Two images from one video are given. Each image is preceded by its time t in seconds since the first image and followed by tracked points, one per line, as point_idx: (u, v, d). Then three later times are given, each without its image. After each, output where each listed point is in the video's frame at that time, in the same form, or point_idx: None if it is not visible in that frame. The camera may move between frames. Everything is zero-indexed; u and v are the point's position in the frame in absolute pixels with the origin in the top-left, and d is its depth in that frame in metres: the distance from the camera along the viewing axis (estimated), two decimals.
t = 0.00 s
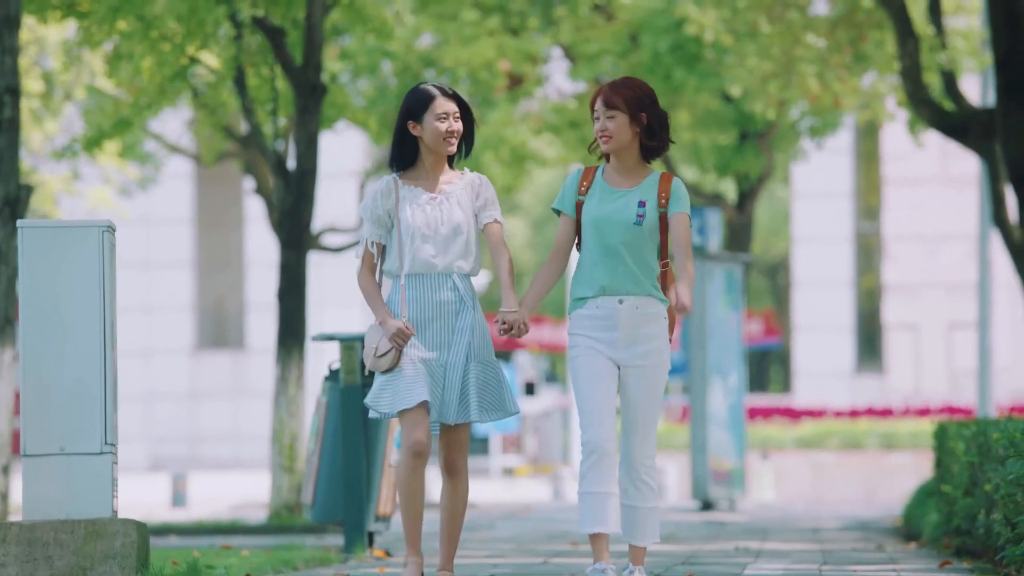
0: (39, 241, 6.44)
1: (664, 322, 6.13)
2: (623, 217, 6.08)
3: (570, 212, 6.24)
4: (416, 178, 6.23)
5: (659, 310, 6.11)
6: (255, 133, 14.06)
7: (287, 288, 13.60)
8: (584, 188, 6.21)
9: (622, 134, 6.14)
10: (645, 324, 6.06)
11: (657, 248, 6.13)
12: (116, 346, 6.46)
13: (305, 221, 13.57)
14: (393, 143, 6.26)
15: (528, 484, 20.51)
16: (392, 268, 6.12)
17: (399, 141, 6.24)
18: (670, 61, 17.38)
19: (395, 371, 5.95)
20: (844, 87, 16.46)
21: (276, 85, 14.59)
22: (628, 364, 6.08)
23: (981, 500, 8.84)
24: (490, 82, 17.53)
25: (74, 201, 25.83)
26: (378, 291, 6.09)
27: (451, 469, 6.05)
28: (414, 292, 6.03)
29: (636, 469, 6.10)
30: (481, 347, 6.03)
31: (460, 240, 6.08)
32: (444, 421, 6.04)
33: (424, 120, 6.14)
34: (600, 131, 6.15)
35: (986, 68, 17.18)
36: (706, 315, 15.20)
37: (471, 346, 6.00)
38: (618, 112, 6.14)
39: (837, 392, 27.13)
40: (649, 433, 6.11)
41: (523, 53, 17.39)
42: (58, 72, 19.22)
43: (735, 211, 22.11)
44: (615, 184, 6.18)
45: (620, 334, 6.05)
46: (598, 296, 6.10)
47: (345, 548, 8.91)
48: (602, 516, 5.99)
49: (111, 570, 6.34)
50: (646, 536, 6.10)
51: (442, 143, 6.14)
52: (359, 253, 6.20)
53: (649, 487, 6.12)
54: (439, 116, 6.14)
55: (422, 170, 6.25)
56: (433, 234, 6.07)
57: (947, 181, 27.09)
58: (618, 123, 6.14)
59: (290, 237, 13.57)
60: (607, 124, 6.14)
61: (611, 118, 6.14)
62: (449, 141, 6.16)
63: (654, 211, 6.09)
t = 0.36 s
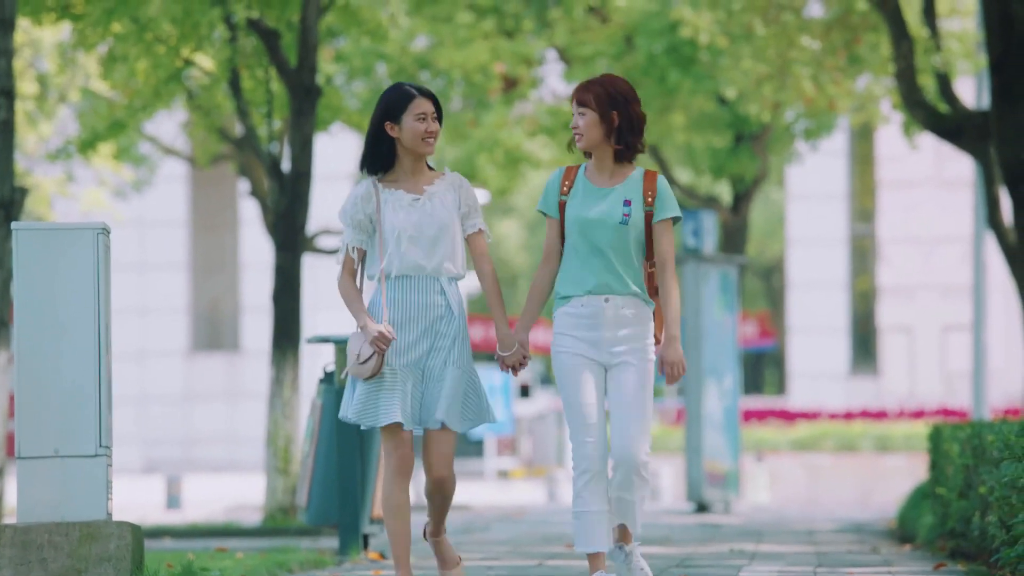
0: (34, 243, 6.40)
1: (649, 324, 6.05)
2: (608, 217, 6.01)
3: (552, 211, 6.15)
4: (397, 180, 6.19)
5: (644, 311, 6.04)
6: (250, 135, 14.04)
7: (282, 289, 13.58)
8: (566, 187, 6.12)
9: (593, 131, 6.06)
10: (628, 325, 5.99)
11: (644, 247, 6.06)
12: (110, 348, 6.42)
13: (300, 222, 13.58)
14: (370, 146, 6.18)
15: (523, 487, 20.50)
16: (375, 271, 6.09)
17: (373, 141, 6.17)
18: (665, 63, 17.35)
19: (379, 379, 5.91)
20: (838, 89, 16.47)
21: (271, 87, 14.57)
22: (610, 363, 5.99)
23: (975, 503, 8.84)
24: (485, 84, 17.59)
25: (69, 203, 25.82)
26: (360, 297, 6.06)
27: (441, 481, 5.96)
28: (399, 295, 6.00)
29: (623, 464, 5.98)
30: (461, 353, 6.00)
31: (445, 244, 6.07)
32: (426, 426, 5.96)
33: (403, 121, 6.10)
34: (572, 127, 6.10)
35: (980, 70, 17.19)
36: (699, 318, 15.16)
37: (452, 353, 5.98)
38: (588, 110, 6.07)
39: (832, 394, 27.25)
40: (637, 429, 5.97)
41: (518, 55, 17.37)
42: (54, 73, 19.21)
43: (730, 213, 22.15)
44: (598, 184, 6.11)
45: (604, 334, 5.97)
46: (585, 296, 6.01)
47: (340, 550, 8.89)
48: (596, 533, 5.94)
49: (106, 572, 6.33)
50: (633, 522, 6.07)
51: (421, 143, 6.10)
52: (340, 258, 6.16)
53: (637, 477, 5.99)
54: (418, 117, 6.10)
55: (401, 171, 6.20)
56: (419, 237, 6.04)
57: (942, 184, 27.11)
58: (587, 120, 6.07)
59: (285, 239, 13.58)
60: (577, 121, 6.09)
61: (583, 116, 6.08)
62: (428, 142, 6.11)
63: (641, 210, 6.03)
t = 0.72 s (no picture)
0: (33, 247, 6.40)
1: (649, 331, 6.05)
2: (608, 227, 6.00)
3: (551, 218, 6.17)
4: (400, 185, 6.18)
5: (643, 321, 6.03)
6: (250, 140, 14.04)
7: (282, 293, 13.57)
8: (566, 195, 6.13)
9: (597, 139, 6.06)
10: (625, 337, 5.99)
11: (645, 257, 6.07)
12: (110, 352, 6.41)
13: (300, 226, 13.58)
14: (377, 151, 6.17)
15: (523, 491, 20.50)
16: (376, 278, 6.09)
17: (379, 147, 6.17)
18: (665, 66, 17.43)
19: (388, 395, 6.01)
20: (839, 94, 16.52)
21: (271, 91, 14.59)
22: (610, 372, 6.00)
23: (975, 507, 8.84)
24: (485, 87, 17.57)
25: (69, 207, 25.82)
26: (362, 302, 6.04)
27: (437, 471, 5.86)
28: (401, 303, 6.02)
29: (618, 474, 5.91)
30: (464, 358, 6.00)
31: (445, 253, 6.09)
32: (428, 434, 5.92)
33: (411, 127, 6.08)
34: (574, 134, 6.10)
35: (980, 74, 17.20)
36: (699, 321, 15.15)
37: (453, 358, 5.99)
38: (593, 118, 6.07)
39: (831, 398, 27.29)
40: (634, 436, 5.92)
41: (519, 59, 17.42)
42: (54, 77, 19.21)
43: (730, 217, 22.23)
44: (598, 192, 6.10)
45: (600, 347, 5.99)
46: (579, 308, 6.03)
47: (340, 554, 8.89)
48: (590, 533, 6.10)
49: None
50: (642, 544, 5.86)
51: (429, 150, 6.10)
52: (340, 262, 6.16)
53: (635, 489, 5.90)
54: (426, 123, 6.09)
55: (406, 178, 6.19)
56: (421, 245, 6.06)
57: (941, 188, 27.17)
58: (591, 128, 6.06)
59: (286, 243, 13.59)
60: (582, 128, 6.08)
61: (588, 123, 6.07)
62: (435, 149, 6.10)
63: (643, 220, 6.04)
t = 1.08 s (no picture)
0: (34, 253, 6.40)
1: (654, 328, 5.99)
2: (605, 218, 5.95)
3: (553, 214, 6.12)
4: (406, 178, 6.11)
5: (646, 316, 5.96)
6: (250, 146, 14.01)
7: (282, 299, 13.57)
8: (567, 190, 6.09)
9: (609, 131, 6.01)
10: (630, 331, 5.93)
11: (643, 250, 5.97)
12: (111, 358, 6.43)
13: (300, 231, 13.58)
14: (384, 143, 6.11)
15: (523, 497, 20.47)
16: (378, 270, 6.01)
17: (386, 138, 6.10)
18: (665, 73, 17.44)
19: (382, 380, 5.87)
20: (838, 99, 16.52)
21: (271, 97, 14.59)
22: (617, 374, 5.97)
23: (975, 512, 8.82)
24: (484, 94, 17.36)
25: (68, 213, 25.81)
26: (363, 294, 6.00)
27: (440, 481, 5.93)
28: (402, 295, 5.93)
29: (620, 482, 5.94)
30: (468, 357, 5.94)
31: (447, 245, 5.99)
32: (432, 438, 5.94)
33: (415, 117, 6.00)
34: (585, 129, 6.01)
35: (980, 80, 17.21)
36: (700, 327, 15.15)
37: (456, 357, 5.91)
38: (604, 111, 6.02)
39: (831, 403, 27.31)
40: (637, 447, 5.95)
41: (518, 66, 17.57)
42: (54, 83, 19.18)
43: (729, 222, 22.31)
44: (600, 185, 6.05)
45: (605, 342, 5.93)
46: (583, 302, 5.98)
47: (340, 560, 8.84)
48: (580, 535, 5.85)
49: None
50: (640, 555, 5.94)
51: (431, 142, 6.01)
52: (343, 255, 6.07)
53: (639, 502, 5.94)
54: (430, 113, 6.01)
55: (412, 169, 6.12)
56: (423, 234, 5.97)
57: (941, 194, 27.24)
58: (604, 121, 6.01)
59: (285, 248, 13.58)
60: (593, 121, 6.01)
61: (599, 116, 6.02)
62: (439, 139, 6.01)
63: (640, 211, 5.94)
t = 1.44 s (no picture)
0: (33, 262, 6.39)
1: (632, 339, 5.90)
2: (587, 226, 5.87)
3: (532, 220, 6.03)
4: (388, 187, 6.07)
5: (626, 327, 5.89)
6: (250, 154, 14.00)
7: (283, 308, 13.57)
8: (547, 196, 6.00)
9: (576, 140, 5.93)
10: (609, 340, 5.85)
11: (625, 260, 5.89)
12: (111, 366, 6.41)
13: (300, 240, 13.59)
14: (365, 150, 6.09)
15: (523, 506, 20.46)
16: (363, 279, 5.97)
17: (367, 145, 6.09)
18: (665, 81, 17.52)
19: (364, 389, 5.83)
20: (839, 108, 16.52)
21: (271, 106, 14.61)
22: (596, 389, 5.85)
23: (975, 521, 8.84)
24: (485, 102, 17.46)
25: (69, 222, 25.80)
26: (345, 301, 5.96)
27: (440, 501, 5.83)
28: (389, 304, 5.89)
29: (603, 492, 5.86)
30: (456, 366, 5.87)
31: (435, 256, 5.96)
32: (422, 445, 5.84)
33: (389, 123, 5.97)
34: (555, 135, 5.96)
35: (980, 88, 17.21)
36: (700, 335, 15.14)
37: (447, 366, 5.86)
38: (573, 119, 5.93)
39: (832, 412, 27.34)
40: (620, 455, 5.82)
41: (519, 74, 17.42)
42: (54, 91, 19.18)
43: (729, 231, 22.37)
44: (579, 192, 5.97)
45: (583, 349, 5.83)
46: (563, 309, 5.87)
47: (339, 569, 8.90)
48: (579, 562, 5.83)
49: None
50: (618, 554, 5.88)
51: (404, 149, 5.97)
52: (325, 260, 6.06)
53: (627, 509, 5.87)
54: (404, 120, 5.97)
55: (391, 179, 6.08)
56: (411, 246, 5.94)
57: (941, 203, 27.35)
58: (572, 128, 5.93)
59: (285, 256, 13.59)
60: (562, 129, 5.95)
61: (567, 124, 5.94)
62: (412, 147, 5.97)
63: (622, 220, 5.87)
